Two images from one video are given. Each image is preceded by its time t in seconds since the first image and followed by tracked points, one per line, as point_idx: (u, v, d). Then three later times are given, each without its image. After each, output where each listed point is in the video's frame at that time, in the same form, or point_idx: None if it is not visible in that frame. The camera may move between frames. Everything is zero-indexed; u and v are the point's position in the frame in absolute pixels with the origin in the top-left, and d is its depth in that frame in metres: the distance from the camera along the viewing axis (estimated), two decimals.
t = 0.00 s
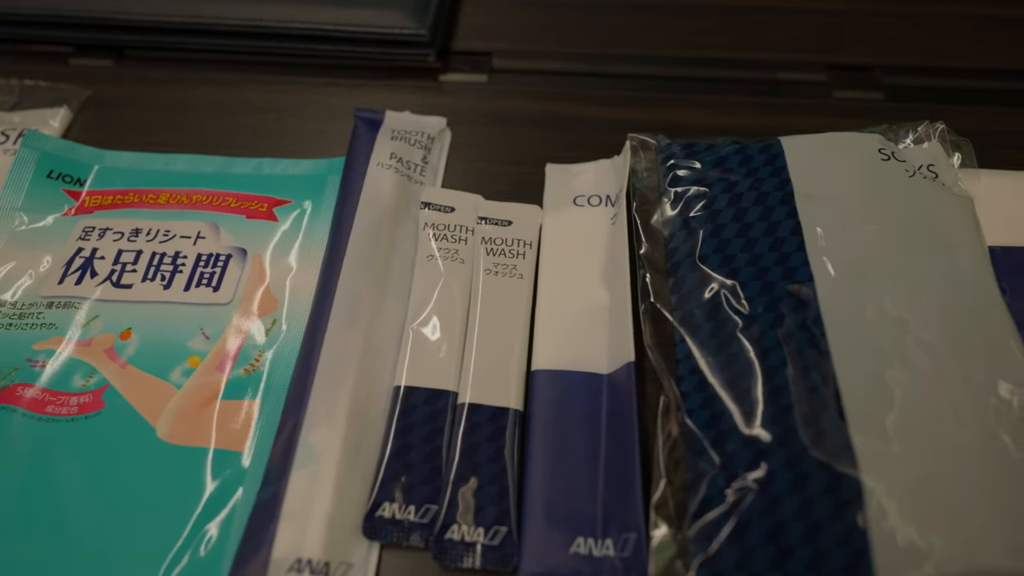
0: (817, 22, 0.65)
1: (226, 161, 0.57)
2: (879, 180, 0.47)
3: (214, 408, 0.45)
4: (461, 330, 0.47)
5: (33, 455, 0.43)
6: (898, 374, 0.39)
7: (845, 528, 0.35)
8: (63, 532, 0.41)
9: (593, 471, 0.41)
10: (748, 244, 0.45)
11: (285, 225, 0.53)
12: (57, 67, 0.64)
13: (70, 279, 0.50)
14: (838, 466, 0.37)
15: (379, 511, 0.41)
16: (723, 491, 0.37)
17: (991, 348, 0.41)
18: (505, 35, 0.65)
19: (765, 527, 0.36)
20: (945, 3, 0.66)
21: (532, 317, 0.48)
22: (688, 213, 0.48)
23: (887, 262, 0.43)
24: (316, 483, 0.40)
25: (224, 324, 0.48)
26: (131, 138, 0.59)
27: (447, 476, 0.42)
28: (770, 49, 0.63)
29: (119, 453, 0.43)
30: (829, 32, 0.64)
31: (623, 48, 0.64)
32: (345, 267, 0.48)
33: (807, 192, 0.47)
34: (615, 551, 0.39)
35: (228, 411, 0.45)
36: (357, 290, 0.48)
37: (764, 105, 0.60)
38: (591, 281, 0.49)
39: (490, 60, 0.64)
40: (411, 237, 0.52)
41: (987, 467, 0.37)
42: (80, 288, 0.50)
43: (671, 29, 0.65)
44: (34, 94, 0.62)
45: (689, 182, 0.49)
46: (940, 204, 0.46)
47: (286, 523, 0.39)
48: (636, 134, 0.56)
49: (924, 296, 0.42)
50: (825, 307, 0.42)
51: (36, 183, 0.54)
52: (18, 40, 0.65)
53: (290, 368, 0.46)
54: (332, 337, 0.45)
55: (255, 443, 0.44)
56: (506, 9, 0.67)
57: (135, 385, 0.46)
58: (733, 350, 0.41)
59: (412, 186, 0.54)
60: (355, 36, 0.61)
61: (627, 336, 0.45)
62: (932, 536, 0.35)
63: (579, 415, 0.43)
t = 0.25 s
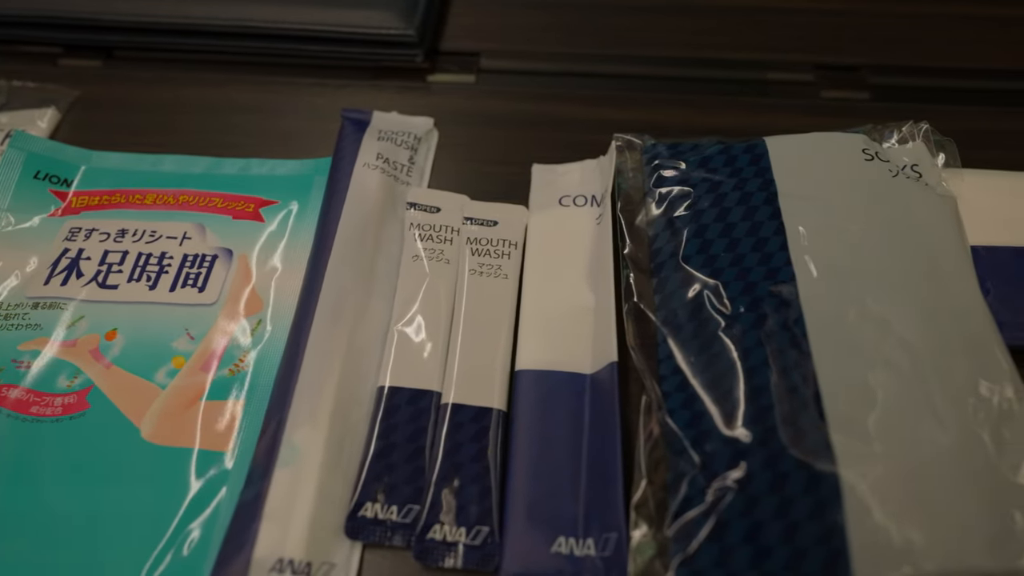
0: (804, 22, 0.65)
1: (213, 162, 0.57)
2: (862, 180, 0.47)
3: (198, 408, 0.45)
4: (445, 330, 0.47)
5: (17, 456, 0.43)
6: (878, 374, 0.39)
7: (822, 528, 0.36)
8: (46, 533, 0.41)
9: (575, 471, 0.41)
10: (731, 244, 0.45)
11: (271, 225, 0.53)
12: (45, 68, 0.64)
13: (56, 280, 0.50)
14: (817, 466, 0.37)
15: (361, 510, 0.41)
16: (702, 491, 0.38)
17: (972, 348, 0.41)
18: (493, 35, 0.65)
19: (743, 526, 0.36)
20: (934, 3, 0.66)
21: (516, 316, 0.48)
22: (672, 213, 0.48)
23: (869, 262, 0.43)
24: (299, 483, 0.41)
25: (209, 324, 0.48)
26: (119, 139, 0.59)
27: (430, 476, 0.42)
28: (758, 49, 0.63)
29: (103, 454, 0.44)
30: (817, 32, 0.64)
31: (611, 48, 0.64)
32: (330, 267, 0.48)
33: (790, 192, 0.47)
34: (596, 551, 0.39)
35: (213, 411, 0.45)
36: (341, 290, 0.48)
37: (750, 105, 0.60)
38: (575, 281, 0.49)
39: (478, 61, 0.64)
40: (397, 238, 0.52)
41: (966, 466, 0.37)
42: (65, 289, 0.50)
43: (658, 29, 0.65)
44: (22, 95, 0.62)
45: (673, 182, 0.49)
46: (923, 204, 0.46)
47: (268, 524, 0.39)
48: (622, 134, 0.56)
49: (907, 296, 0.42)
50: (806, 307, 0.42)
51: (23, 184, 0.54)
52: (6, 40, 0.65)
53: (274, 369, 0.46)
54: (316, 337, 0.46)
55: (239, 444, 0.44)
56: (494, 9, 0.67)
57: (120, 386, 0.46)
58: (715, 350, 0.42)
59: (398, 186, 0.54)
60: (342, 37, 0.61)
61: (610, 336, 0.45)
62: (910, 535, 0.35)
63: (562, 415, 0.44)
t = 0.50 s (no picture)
0: (791, 22, 0.65)
1: (199, 162, 0.57)
2: (845, 180, 0.47)
3: (181, 409, 0.45)
4: (428, 330, 0.48)
5: None
6: (857, 373, 0.40)
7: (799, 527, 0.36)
8: (27, 534, 0.41)
9: (556, 470, 0.42)
10: (713, 244, 0.45)
11: (256, 226, 0.53)
12: (32, 68, 0.64)
13: (40, 281, 0.50)
14: (794, 465, 0.37)
15: (342, 510, 0.41)
16: (681, 490, 0.38)
17: (953, 347, 0.41)
18: (480, 36, 0.65)
19: (721, 526, 0.36)
20: (920, 3, 0.66)
21: (500, 317, 0.48)
22: (655, 213, 0.48)
23: (850, 261, 0.43)
24: (280, 483, 0.41)
25: (193, 325, 0.48)
26: (105, 139, 0.59)
27: (412, 476, 0.42)
28: (744, 49, 0.63)
29: (86, 455, 0.44)
30: (803, 32, 0.64)
31: (598, 48, 0.64)
32: (314, 268, 0.48)
33: (773, 192, 0.47)
34: (576, 550, 0.39)
35: (196, 412, 0.45)
36: (325, 291, 0.48)
37: (736, 105, 0.60)
38: (559, 281, 0.49)
39: (465, 61, 0.64)
40: (381, 238, 0.52)
41: (944, 466, 0.37)
42: (50, 289, 0.50)
43: (644, 29, 0.65)
44: (8, 95, 0.62)
45: (656, 182, 0.49)
46: (905, 204, 0.46)
47: (248, 525, 0.39)
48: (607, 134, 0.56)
49: (888, 296, 0.42)
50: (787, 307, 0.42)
51: (8, 184, 0.54)
52: None
53: (257, 369, 0.46)
54: (299, 338, 0.46)
55: (221, 445, 0.44)
56: (482, 10, 0.67)
57: (103, 387, 0.46)
58: (695, 350, 0.42)
59: (383, 187, 0.54)
60: (328, 37, 0.61)
61: (592, 336, 0.46)
62: (887, 535, 0.35)
63: (543, 415, 0.44)
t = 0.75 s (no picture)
0: (776, 22, 0.65)
1: (184, 163, 0.57)
2: (826, 180, 0.47)
3: (163, 409, 0.45)
4: (410, 330, 0.48)
5: None
6: (834, 372, 0.40)
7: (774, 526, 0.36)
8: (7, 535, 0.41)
9: (536, 470, 0.42)
10: (693, 244, 0.46)
11: (240, 226, 0.53)
12: (18, 69, 0.64)
13: (23, 281, 0.50)
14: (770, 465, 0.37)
15: (322, 511, 0.41)
16: (657, 490, 0.38)
17: (930, 346, 0.41)
18: (466, 36, 0.65)
19: (696, 525, 0.36)
20: (905, 3, 0.66)
21: (482, 316, 0.49)
22: (637, 213, 0.48)
23: (828, 261, 0.44)
24: (260, 483, 0.41)
25: (175, 325, 0.48)
26: (90, 140, 0.59)
27: (393, 475, 0.42)
28: (730, 49, 0.63)
29: (67, 456, 0.44)
30: (789, 32, 0.64)
31: (584, 48, 0.64)
32: (296, 268, 0.49)
33: (754, 192, 0.47)
34: (555, 549, 0.39)
35: (177, 412, 0.45)
36: (307, 291, 0.48)
37: (721, 105, 0.60)
38: (541, 281, 0.49)
39: (451, 61, 0.64)
40: (365, 238, 0.52)
41: (919, 464, 0.37)
42: (33, 290, 0.50)
43: (631, 29, 0.65)
44: None
45: (638, 182, 0.49)
46: (885, 204, 0.46)
47: (227, 525, 0.40)
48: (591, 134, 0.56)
49: (866, 295, 0.42)
50: (766, 307, 0.42)
51: None
52: None
53: (239, 369, 0.47)
54: (280, 338, 0.46)
55: (202, 446, 0.44)
56: (469, 10, 0.67)
57: (85, 388, 0.46)
58: (674, 350, 0.42)
59: (368, 186, 0.54)
60: (313, 37, 0.61)
61: (574, 336, 0.46)
62: (861, 534, 0.36)
63: (524, 415, 0.44)
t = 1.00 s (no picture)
0: (761, 22, 0.65)
1: (167, 163, 0.57)
2: (806, 179, 0.47)
3: (143, 410, 0.45)
4: (392, 329, 0.48)
5: None
6: (811, 371, 0.40)
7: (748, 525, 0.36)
8: None
9: (515, 469, 0.42)
10: (673, 244, 0.46)
11: (222, 227, 0.53)
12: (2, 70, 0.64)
13: (5, 282, 0.50)
14: (746, 464, 0.37)
15: (301, 511, 0.41)
16: (633, 488, 0.38)
17: (906, 346, 0.41)
18: (451, 36, 0.65)
19: (671, 523, 0.37)
20: (889, 2, 0.67)
21: (463, 316, 0.49)
22: (617, 213, 0.48)
23: (806, 260, 0.44)
24: (238, 484, 0.41)
25: (157, 325, 0.48)
26: (74, 140, 0.59)
27: (372, 475, 0.42)
28: (714, 49, 0.63)
29: (47, 457, 0.44)
30: (774, 32, 0.64)
31: (568, 49, 0.64)
32: (278, 268, 0.49)
33: (733, 192, 0.47)
34: (533, 548, 0.40)
35: (157, 413, 0.45)
36: (288, 292, 0.48)
37: (704, 105, 0.60)
38: (523, 281, 0.49)
39: (435, 62, 0.64)
40: (348, 239, 0.52)
41: (895, 462, 0.38)
42: (14, 291, 0.50)
43: (617, 29, 0.65)
44: None
45: (619, 182, 0.50)
46: (863, 204, 0.47)
47: (205, 524, 0.40)
48: (574, 134, 0.56)
49: (843, 295, 0.42)
50: (744, 306, 0.42)
51: None
52: None
53: (219, 369, 0.46)
54: (260, 338, 0.46)
55: (182, 446, 0.44)
56: (455, 11, 0.67)
57: (65, 388, 0.46)
58: (652, 349, 0.42)
59: (350, 187, 0.54)
60: (298, 38, 0.61)
61: (554, 338, 0.46)
62: (835, 532, 0.36)
63: (504, 414, 0.44)
